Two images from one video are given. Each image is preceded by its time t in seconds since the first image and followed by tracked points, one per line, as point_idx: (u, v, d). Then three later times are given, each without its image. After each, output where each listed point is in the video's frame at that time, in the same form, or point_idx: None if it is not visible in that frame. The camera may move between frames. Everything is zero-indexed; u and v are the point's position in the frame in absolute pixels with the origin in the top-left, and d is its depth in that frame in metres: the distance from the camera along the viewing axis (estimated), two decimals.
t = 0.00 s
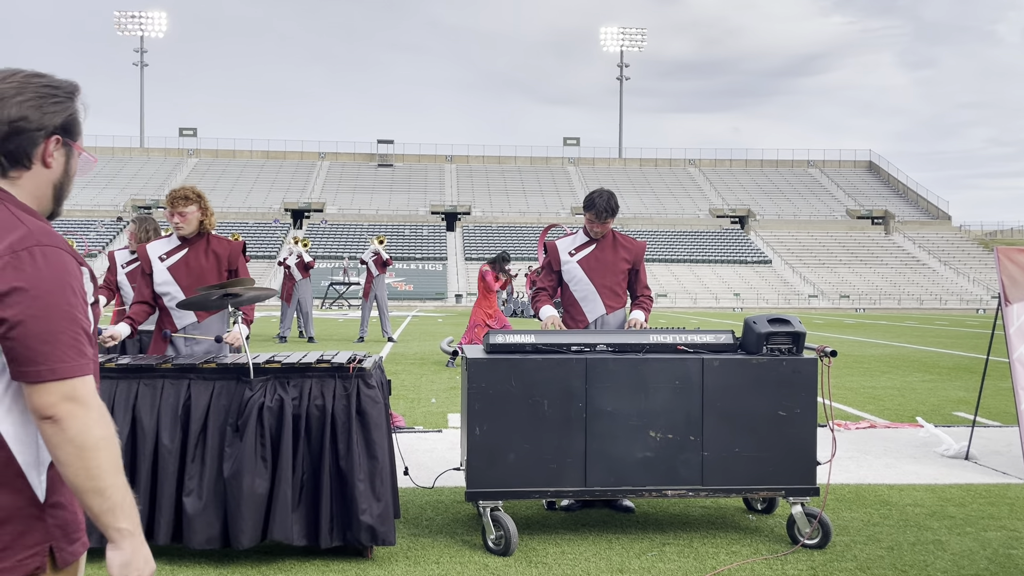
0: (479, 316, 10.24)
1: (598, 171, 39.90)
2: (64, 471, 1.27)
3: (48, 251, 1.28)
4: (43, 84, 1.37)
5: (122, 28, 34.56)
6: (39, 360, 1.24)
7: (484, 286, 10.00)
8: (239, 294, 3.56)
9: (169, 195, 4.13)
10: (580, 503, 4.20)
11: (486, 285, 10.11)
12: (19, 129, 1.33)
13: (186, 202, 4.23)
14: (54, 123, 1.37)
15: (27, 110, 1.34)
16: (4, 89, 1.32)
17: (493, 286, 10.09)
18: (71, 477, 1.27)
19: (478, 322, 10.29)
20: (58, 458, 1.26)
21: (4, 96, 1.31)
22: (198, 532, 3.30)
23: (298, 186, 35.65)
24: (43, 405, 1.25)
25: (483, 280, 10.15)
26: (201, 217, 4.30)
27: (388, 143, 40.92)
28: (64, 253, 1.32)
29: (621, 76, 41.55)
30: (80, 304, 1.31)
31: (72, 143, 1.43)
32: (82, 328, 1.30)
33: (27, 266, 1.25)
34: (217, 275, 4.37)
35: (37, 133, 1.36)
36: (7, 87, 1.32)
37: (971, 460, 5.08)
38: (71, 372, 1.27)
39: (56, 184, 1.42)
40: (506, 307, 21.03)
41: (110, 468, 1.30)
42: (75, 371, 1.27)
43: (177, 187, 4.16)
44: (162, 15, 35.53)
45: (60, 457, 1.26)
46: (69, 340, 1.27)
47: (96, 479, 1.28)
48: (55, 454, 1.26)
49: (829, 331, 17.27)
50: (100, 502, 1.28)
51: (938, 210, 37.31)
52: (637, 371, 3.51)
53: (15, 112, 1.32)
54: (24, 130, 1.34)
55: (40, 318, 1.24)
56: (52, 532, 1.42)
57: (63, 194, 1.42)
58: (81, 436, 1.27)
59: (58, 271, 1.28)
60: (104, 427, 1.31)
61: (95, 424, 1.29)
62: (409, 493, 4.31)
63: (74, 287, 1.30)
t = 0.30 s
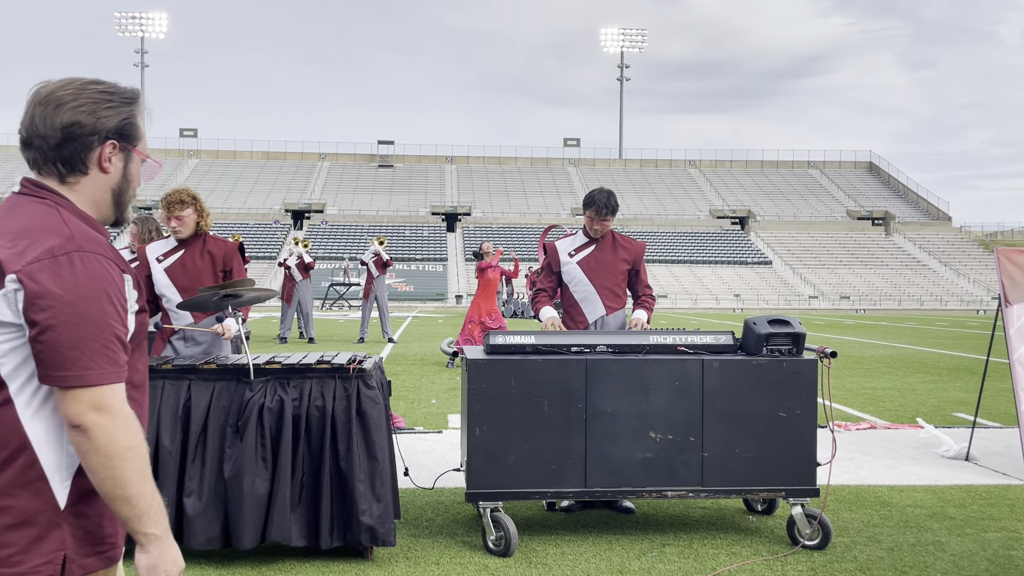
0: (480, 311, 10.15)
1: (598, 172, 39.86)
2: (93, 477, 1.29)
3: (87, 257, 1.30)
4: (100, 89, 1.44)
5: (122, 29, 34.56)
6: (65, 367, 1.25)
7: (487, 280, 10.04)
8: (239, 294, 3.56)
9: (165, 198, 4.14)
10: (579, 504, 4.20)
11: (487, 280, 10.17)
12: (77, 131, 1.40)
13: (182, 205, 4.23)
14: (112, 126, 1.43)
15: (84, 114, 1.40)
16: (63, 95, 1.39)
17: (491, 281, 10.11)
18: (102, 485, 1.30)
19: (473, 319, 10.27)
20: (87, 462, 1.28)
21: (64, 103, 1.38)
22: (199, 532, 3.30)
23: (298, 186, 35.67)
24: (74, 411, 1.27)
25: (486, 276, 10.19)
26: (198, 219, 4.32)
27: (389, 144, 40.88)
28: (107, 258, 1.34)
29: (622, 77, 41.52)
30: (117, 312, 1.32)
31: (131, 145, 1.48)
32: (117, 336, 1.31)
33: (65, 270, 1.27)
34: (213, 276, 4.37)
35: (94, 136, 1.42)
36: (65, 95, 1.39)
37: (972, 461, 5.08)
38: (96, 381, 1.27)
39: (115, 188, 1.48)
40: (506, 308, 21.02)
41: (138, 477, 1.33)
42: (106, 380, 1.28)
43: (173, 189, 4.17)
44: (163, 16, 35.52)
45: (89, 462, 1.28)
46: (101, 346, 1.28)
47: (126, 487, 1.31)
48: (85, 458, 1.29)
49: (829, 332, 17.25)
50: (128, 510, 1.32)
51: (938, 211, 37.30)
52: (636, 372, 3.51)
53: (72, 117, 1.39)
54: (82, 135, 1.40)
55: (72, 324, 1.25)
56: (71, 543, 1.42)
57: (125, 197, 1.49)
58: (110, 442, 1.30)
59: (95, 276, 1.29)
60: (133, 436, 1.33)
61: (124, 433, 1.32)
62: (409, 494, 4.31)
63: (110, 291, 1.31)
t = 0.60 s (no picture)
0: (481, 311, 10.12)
1: (598, 173, 39.84)
2: (155, 456, 1.32)
3: (157, 245, 1.35)
4: (169, 99, 1.47)
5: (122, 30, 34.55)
6: (138, 347, 1.30)
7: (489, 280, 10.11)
8: (239, 295, 3.58)
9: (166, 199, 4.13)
10: (580, 505, 4.19)
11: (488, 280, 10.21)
12: (148, 139, 1.44)
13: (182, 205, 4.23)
14: (180, 131, 1.46)
15: (151, 121, 1.44)
16: (136, 107, 1.44)
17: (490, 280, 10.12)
18: (162, 461, 1.32)
19: (473, 320, 10.24)
20: (151, 441, 1.31)
21: (134, 114, 1.43)
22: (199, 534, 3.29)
23: (298, 187, 35.66)
24: (141, 388, 1.31)
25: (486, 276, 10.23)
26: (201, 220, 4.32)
27: (389, 145, 40.87)
28: (176, 248, 1.38)
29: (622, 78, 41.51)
30: (186, 295, 1.36)
31: (201, 149, 1.50)
32: (183, 319, 1.34)
33: (134, 258, 1.32)
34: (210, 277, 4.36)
35: (165, 142, 1.45)
36: (133, 107, 1.44)
37: (972, 462, 5.07)
38: (165, 358, 1.31)
39: (189, 190, 1.51)
40: (506, 309, 21.00)
41: (197, 458, 1.33)
42: (172, 359, 1.32)
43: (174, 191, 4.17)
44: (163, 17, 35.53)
45: (153, 441, 1.31)
46: (167, 330, 1.31)
47: (184, 468, 1.32)
48: (149, 437, 1.32)
49: (830, 333, 17.22)
50: (184, 491, 1.32)
51: (939, 212, 37.27)
52: (637, 373, 3.51)
53: (141, 127, 1.43)
54: (152, 143, 1.44)
55: (142, 306, 1.30)
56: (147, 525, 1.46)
57: (199, 200, 1.51)
58: (172, 421, 1.32)
59: (164, 263, 1.34)
60: (193, 416, 1.34)
61: (185, 413, 1.33)
62: (409, 495, 4.31)
63: (180, 278, 1.35)
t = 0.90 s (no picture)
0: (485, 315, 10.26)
1: (598, 174, 39.86)
2: (227, 433, 1.33)
3: (218, 239, 1.38)
4: (227, 102, 1.52)
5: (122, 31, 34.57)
6: (204, 333, 1.33)
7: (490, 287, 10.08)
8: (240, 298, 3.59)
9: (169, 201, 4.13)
10: (580, 507, 4.18)
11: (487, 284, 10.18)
12: (208, 142, 1.49)
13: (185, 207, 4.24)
14: (239, 132, 1.50)
15: (211, 122, 1.48)
16: (198, 111, 1.50)
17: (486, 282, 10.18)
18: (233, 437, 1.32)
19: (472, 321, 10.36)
20: (222, 420, 1.33)
21: (195, 118, 1.48)
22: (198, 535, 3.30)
23: (298, 188, 35.66)
24: (207, 370, 1.33)
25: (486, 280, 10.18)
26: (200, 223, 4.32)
27: (389, 146, 40.88)
28: (237, 241, 1.41)
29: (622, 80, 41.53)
30: (247, 284, 1.38)
31: (259, 150, 1.54)
32: (246, 306, 1.36)
33: (196, 251, 1.35)
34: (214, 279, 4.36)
35: (225, 143, 1.49)
36: (195, 109, 1.50)
37: (971, 463, 5.08)
38: (231, 343, 1.33)
39: (248, 190, 1.55)
40: (506, 310, 21.00)
41: (267, 434, 1.33)
42: (237, 342, 1.33)
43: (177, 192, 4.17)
44: (164, 18, 35.54)
45: (224, 419, 1.32)
46: (231, 314, 1.33)
47: (256, 441, 1.32)
48: (219, 416, 1.33)
49: (830, 334, 17.23)
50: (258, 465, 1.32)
51: (938, 214, 37.33)
52: (637, 375, 3.51)
53: (201, 130, 1.48)
54: (212, 145, 1.49)
55: (203, 293, 1.33)
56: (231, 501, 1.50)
57: (259, 198, 1.55)
58: (238, 399, 1.33)
59: (225, 256, 1.36)
60: (259, 395, 1.35)
61: (250, 392, 1.34)
62: (409, 497, 4.31)
63: (241, 269, 1.38)
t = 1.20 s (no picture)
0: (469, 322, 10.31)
1: (599, 175, 39.85)
2: (286, 456, 1.32)
3: (290, 255, 1.37)
4: (298, 109, 1.53)
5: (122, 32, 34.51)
6: (273, 353, 1.32)
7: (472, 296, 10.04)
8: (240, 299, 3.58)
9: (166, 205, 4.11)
10: (580, 508, 4.19)
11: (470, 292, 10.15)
12: (278, 151, 1.50)
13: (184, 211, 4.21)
14: (307, 140, 1.50)
15: (278, 130, 1.50)
16: (268, 119, 1.51)
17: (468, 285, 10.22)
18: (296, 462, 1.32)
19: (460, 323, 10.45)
20: (284, 443, 1.32)
21: (264, 126, 1.49)
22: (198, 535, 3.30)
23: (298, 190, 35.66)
24: (272, 391, 1.32)
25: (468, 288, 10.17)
26: (200, 226, 4.30)
27: (389, 147, 40.85)
28: (310, 258, 1.39)
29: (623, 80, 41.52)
30: (319, 303, 1.37)
31: (328, 158, 1.54)
32: (314, 325, 1.35)
33: (269, 268, 1.34)
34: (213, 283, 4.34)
35: (294, 151, 1.50)
36: (263, 119, 1.51)
37: (972, 465, 5.08)
38: (298, 365, 1.32)
39: (318, 198, 1.56)
40: (506, 311, 20.99)
41: (324, 460, 1.33)
42: (302, 365, 1.32)
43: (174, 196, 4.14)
44: (164, 19, 35.50)
45: (286, 442, 1.32)
46: (298, 335, 1.32)
47: (313, 468, 1.32)
48: (281, 439, 1.32)
49: (830, 335, 17.23)
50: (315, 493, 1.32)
51: (938, 214, 37.34)
52: (637, 376, 3.51)
53: (270, 139, 1.49)
54: (282, 153, 1.50)
55: (275, 313, 1.32)
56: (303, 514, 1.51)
57: (328, 206, 1.56)
58: (300, 423, 1.32)
59: (297, 272, 1.35)
60: (321, 419, 1.35)
61: (311, 416, 1.34)
62: (409, 498, 4.31)
63: (312, 287, 1.36)
